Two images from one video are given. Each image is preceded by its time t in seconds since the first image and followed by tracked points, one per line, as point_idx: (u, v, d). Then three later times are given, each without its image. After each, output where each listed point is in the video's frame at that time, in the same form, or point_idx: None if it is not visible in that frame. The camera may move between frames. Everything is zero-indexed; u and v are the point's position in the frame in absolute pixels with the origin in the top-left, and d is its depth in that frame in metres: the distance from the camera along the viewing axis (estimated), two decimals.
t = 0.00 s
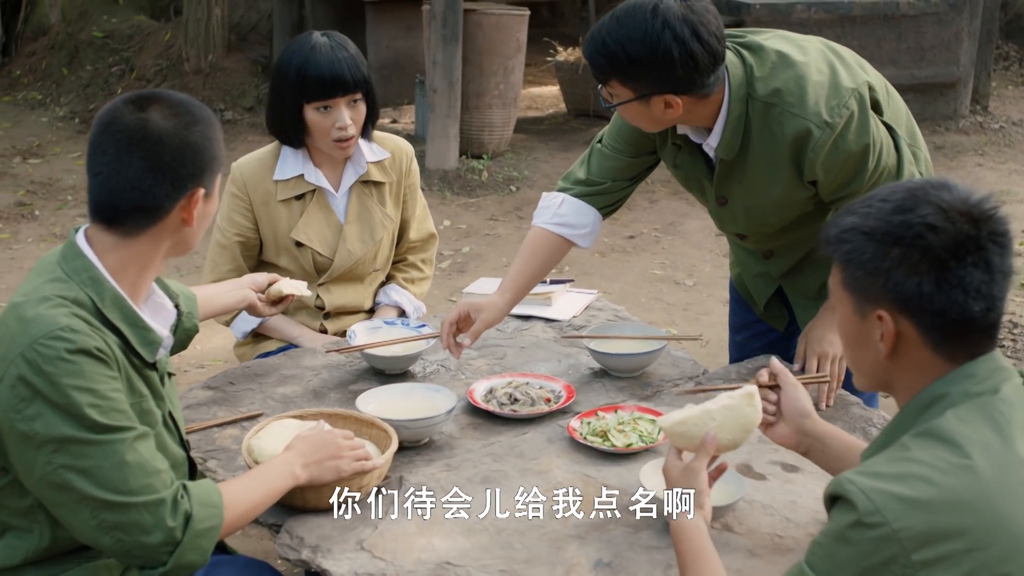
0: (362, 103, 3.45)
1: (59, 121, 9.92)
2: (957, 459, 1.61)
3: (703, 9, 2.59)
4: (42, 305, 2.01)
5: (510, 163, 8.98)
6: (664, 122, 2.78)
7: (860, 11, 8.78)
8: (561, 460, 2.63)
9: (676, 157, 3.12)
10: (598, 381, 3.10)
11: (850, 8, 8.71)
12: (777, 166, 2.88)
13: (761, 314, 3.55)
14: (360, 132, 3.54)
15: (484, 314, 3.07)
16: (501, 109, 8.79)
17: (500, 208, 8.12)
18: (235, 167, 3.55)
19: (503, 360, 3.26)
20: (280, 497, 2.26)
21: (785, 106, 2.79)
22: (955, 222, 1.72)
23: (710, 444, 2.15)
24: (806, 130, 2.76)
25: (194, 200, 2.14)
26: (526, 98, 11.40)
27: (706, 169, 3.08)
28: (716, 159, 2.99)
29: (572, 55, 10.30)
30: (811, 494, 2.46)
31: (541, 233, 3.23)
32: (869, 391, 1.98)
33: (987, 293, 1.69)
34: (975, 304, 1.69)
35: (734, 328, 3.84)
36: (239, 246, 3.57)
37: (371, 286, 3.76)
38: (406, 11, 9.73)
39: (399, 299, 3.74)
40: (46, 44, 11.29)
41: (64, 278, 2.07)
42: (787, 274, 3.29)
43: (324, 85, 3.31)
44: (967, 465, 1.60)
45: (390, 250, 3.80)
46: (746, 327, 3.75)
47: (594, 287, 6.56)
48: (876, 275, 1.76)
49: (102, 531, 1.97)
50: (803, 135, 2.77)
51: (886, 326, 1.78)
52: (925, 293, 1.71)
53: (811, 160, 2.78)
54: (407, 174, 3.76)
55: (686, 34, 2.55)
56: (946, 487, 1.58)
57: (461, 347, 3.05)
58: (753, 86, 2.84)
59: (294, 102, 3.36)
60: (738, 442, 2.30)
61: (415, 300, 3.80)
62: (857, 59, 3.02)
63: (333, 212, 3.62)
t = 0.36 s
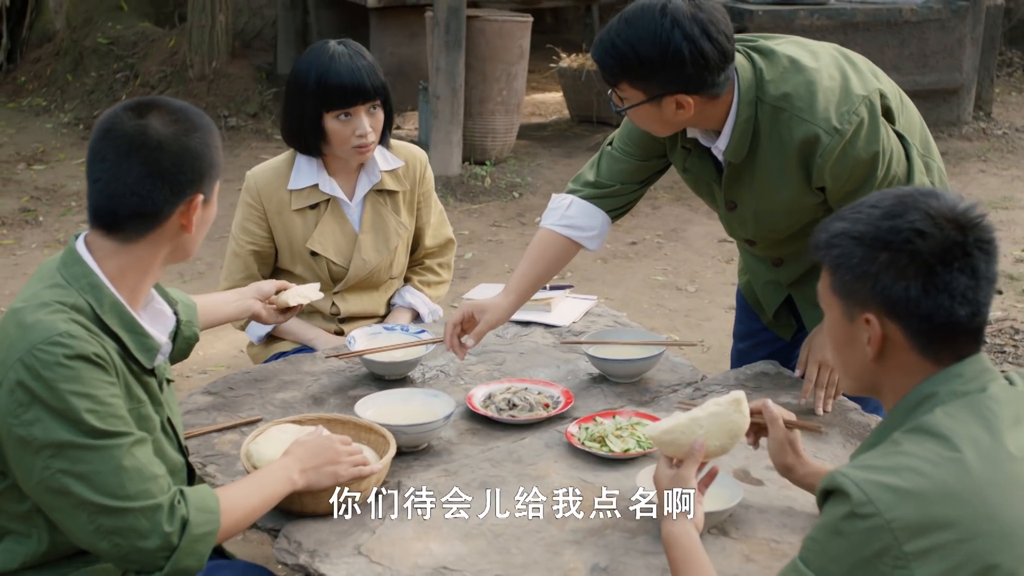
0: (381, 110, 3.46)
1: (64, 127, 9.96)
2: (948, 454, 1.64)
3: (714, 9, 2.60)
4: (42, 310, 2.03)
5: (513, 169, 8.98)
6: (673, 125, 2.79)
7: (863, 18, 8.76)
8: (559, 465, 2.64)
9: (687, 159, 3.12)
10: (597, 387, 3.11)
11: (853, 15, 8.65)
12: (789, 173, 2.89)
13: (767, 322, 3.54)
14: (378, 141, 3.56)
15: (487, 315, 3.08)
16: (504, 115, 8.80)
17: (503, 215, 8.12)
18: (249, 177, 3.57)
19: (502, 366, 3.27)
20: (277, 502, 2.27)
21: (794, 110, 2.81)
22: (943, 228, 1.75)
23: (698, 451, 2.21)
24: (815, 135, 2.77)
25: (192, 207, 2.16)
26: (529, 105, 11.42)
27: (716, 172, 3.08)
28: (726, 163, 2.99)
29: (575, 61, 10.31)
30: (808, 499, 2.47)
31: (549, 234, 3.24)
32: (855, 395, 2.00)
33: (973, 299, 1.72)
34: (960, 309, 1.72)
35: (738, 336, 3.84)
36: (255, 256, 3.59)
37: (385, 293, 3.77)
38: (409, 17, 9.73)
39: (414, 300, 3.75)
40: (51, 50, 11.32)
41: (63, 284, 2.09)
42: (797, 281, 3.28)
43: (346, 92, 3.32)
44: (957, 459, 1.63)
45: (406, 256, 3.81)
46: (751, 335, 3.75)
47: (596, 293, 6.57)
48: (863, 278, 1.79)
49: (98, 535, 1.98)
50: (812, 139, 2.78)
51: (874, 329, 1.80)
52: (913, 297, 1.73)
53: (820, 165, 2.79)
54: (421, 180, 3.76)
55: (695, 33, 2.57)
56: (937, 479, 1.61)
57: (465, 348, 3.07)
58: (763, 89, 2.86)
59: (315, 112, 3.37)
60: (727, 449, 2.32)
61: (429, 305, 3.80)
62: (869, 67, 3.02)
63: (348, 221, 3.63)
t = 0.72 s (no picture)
0: (357, 126, 3.44)
1: (62, 139, 9.99)
2: (931, 458, 1.66)
3: (683, 17, 2.67)
4: (39, 320, 2.04)
5: (510, 181, 8.97)
6: (677, 147, 2.78)
7: (859, 30, 8.79)
8: (553, 476, 2.65)
9: (659, 188, 3.13)
10: (591, 398, 3.12)
11: (849, 28, 8.72)
12: (770, 196, 2.91)
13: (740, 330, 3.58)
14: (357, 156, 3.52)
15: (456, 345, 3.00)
16: (501, 128, 8.81)
17: (500, 227, 8.11)
18: (244, 185, 3.59)
19: (497, 376, 3.28)
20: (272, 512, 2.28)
21: (773, 133, 2.81)
22: (946, 243, 1.74)
23: (691, 462, 2.19)
24: (794, 157, 2.78)
25: (192, 218, 2.18)
26: (526, 117, 11.44)
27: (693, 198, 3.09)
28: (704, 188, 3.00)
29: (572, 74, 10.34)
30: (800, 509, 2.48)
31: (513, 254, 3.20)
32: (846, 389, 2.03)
33: (968, 314, 1.74)
34: (954, 324, 1.74)
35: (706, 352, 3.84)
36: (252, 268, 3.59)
37: (376, 308, 3.76)
38: (407, 29, 9.74)
39: (408, 317, 3.70)
40: (49, 62, 11.34)
41: (60, 294, 2.10)
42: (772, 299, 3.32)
43: (316, 101, 3.35)
44: (939, 464, 1.65)
45: (398, 273, 3.81)
46: (720, 347, 3.76)
47: (592, 305, 6.57)
48: (861, 282, 1.80)
49: (94, 545, 1.99)
50: (791, 162, 2.79)
51: (865, 333, 1.83)
52: (908, 308, 1.75)
53: (799, 186, 2.81)
54: (415, 196, 3.78)
55: (689, 39, 2.61)
56: (917, 482, 1.63)
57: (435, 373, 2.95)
58: (740, 111, 2.86)
59: (292, 114, 3.43)
60: (720, 459, 2.32)
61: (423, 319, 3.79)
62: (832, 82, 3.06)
63: (340, 233, 3.65)
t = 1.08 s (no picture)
0: (348, 135, 3.47)
1: (62, 147, 10.02)
2: (927, 467, 1.67)
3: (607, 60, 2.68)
4: (35, 329, 2.05)
5: (510, 190, 8.95)
6: (617, 191, 2.80)
7: (858, 39, 8.81)
8: (551, 482, 2.66)
9: (600, 234, 3.21)
10: (590, 405, 3.13)
11: (847, 36, 8.73)
12: (717, 216, 2.98)
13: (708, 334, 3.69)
14: (346, 164, 3.55)
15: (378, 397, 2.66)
16: (501, 136, 8.82)
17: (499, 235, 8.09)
18: (227, 190, 3.61)
19: (496, 384, 3.29)
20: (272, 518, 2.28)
21: (708, 158, 2.86)
22: (952, 265, 1.73)
23: (670, 469, 2.24)
24: (733, 177, 2.84)
25: (175, 224, 2.16)
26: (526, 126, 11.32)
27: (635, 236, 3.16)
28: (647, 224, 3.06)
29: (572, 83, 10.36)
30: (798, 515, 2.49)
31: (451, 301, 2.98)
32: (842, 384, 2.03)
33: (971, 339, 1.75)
34: (956, 345, 1.75)
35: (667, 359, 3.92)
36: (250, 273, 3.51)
37: (363, 310, 3.77)
38: (407, 38, 9.75)
39: (401, 320, 3.72)
40: (50, 70, 11.37)
41: (55, 302, 2.11)
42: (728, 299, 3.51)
43: (312, 107, 3.36)
44: (934, 473, 1.66)
45: (382, 278, 3.82)
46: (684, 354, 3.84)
47: (592, 313, 6.57)
48: (862, 300, 1.80)
49: (92, 554, 2.00)
50: (731, 182, 2.84)
51: (863, 345, 1.83)
52: (909, 330, 1.75)
53: (743, 208, 2.87)
54: (394, 198, 3.79)
55: (622, 83, 2.63)
56: (916, 492, 1.64)
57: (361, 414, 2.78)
58: (672, 143, 2.92)
59: (281, 119, 3.41)
60: (699, 467, 2.36)
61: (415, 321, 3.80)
62: (745, 93, 3.13)
63: (325, 236, 3.66)
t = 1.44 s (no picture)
0: (355, 140, 3.50)
1: (68, 150, 10.06)
2: (932, 475, 1.68)
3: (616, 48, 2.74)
4: (44, 322, 2.07)
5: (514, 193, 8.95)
6: (616, 185, 2.81)
7: (863, 43, 8.81)
8: (554, 483, 2.67)
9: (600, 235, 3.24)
10: (593, 407, 3.14)
11: (852, 40, 8.73)
12: (713, 212, 3.01)
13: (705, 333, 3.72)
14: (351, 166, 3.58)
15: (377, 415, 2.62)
16: (505, 140, 8.83)
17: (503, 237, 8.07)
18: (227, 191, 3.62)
19: (499, 385, 3.30)
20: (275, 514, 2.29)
21: (704, 154, 2.90)
22: (939, 267, 1.74)
23: (663, 473, 2.24)
24: (729, 175, 2.87)
25: (167, 225, 2.12)
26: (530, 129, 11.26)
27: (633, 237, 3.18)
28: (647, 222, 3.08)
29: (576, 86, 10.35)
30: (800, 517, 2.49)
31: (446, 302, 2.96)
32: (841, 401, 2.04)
33: (966, 338, 1.75)
34: (952, 347, 1.75)
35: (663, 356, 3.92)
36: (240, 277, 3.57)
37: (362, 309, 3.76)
38: (411, 41, 9.77)
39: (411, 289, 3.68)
40: (56, 73, 11.41)
41: (66, 297, 2.13)
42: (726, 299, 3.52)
43: (324, 112, 3.35)
44: (939, 482, 1.67)
45: (384, 276, 3.81)
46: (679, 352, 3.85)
47: (596, 316, 6.58)
48: (852, 311, 1.81)
49: (94, 547, 2.01)
50: (727, 179, 2.88)
51: (858, 357, 1.84)
52: (903, 336, 1.76)
53: (739, 206, 2.90)
54: (394, 199, 3.80)
55: (628, 69, 2.69)
56: (923, 501, 1.65)
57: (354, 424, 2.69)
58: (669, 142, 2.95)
59: (290, 127, 3.40)
60: (693, 469, 2.35)
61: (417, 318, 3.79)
62: (736, 92, 3.17)
63: (323, 238, 3.68)
